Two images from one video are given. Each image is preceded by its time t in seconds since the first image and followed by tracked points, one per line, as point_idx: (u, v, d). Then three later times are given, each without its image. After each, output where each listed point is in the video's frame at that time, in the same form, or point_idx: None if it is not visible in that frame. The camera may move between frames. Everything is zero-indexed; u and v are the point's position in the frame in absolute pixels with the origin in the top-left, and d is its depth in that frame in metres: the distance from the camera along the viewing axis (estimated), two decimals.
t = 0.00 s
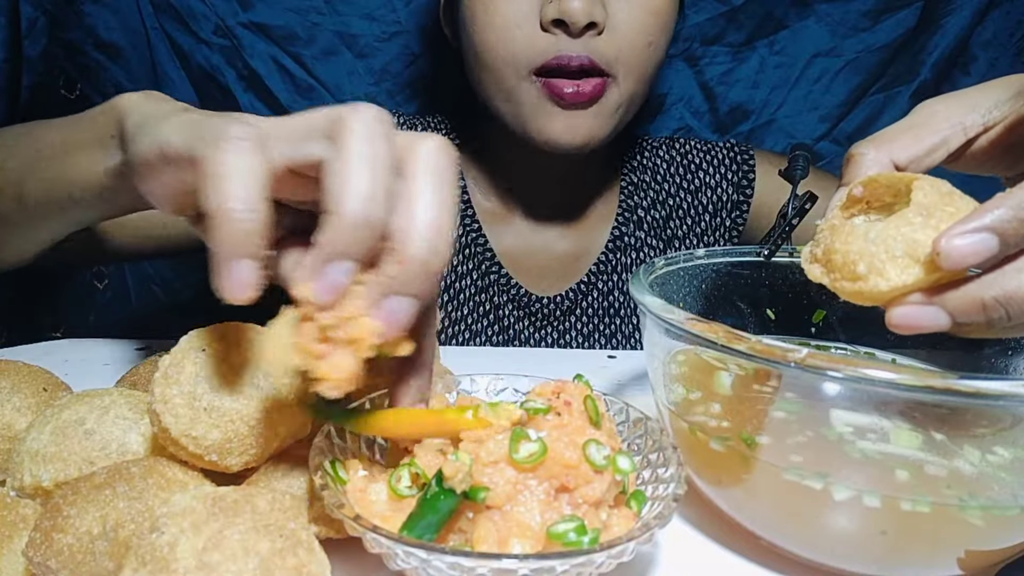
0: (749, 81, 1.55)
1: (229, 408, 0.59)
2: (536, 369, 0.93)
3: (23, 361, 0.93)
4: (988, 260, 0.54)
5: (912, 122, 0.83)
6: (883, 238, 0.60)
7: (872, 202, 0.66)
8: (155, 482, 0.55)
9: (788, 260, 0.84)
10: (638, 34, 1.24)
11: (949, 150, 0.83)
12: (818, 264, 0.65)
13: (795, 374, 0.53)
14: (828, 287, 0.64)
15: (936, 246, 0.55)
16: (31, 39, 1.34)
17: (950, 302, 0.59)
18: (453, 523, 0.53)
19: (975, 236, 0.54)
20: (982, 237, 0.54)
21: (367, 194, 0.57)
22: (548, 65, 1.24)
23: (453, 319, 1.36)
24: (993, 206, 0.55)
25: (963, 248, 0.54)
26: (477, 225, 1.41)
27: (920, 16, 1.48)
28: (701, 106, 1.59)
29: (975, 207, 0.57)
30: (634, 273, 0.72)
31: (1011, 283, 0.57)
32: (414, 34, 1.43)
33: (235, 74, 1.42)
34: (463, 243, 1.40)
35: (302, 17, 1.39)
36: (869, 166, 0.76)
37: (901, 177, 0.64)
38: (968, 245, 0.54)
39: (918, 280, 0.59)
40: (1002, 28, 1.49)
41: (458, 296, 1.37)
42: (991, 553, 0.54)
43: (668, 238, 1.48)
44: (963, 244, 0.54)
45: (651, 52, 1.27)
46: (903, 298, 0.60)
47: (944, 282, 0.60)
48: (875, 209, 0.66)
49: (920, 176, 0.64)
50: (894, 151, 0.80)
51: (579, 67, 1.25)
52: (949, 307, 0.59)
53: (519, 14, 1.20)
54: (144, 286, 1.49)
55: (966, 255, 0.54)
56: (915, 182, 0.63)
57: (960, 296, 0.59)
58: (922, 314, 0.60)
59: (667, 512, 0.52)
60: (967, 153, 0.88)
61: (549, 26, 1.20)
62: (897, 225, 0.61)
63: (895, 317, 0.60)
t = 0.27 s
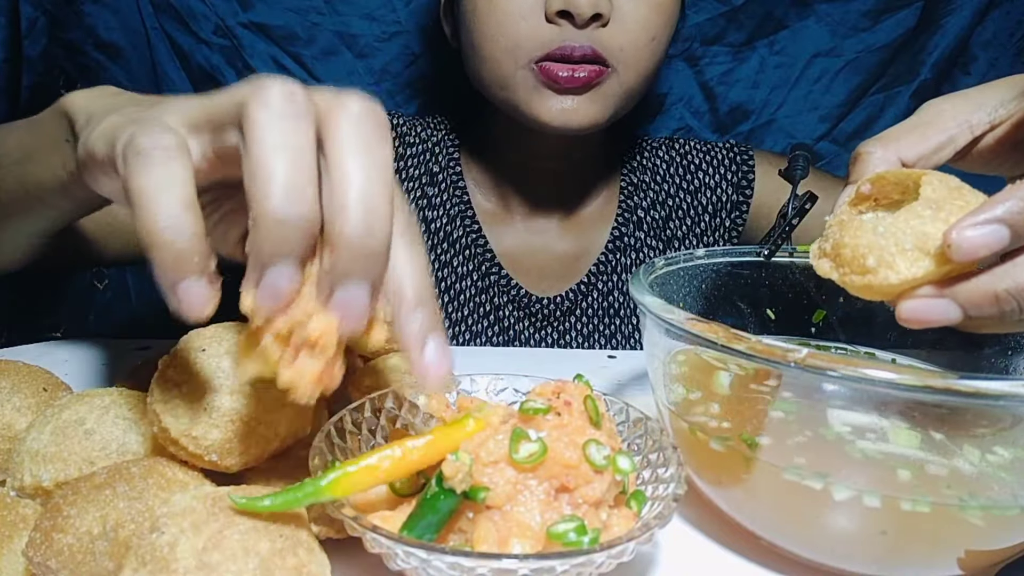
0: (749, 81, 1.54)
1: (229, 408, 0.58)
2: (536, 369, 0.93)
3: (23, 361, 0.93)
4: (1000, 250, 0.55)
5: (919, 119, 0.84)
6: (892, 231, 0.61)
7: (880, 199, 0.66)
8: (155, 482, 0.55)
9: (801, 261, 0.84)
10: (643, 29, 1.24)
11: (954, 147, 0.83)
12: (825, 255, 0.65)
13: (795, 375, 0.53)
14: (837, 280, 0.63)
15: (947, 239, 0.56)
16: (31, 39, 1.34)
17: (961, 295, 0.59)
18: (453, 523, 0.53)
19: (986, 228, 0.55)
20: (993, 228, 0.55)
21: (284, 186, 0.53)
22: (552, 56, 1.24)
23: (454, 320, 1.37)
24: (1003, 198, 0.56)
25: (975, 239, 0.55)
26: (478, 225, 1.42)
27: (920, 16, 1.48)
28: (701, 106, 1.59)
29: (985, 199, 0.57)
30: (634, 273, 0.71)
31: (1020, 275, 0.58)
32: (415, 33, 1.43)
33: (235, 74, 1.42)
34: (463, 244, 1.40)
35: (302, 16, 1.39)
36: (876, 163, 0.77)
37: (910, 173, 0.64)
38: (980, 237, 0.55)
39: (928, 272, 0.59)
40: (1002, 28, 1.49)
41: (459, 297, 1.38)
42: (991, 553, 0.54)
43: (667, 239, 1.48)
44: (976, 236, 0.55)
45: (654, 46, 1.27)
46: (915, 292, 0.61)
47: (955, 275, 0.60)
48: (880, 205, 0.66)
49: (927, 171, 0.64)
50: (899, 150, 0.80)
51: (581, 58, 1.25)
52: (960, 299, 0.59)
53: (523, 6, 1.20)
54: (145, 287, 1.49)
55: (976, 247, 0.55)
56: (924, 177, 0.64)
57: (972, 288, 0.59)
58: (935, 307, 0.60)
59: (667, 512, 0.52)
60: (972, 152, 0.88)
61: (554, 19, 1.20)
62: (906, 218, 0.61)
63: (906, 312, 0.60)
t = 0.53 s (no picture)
0: (749, 81, 1.54)
1: (229, 408, 0.58)
2: (535, 369, 0.93)
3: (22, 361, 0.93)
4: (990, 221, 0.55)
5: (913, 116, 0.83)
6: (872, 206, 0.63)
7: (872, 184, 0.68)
8: (155, 482, 0.55)
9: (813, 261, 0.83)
10: (648, 28, 1.23)
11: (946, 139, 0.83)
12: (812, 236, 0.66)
13: (795, 375, 0.54)
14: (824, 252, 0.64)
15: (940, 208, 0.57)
16: (31, 39, 1.33)
17: (945, 268, 0.59)
18: (453, 523, 0.53)
19: (980, 196, 0.55)
20: (984, 199, 0.55)
21: (310, 39, 0.65)
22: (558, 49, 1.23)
23: (455, 320, 1.36)
24: (999, 168, 0.56)
25: (963, 207, 0.55)
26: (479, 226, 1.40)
27: (920, 16, 1.48)
28: (701, 106, 1.60)
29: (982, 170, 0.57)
30: (634, 273, 0.71)
31: (1003, 246, 0.57)
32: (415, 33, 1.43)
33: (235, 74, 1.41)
34: (465, 244, 1.40)
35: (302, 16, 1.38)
36: (870, 150, 0.76)
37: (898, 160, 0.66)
38: (970, 207, 0.55)
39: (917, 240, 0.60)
40: (1002, 28, 1.50)
41: (460, 298, 1.37)
42: (991, 553, 0.54)
43: (668, 241, 1.48)
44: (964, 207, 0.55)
45: (661, 42, 1.27)
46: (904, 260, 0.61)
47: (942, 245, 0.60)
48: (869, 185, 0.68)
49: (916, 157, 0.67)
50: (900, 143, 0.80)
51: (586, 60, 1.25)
52: (943, 271, 0.59)
53: (528, 5, 1.20)
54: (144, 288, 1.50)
55: (968, 215, 0.55)
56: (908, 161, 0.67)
57: (956, 260, 0.59)
58: (919, 279, 0.60)
59: (667, 512, 0.52)
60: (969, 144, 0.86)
61: (560, 15, 1.20)
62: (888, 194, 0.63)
63: (891, 283, 0.60)
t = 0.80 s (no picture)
0: (749, 81, 1.54)
1: (229, 408, 0.58)
2: (535, 369, 0.93)
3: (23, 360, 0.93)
4: (931, 230, 0.57)
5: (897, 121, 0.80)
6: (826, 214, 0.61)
7: (829, 186, 0.67)
8: (155, 482, 0.55)
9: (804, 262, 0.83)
10: (650, 30, 1.24)
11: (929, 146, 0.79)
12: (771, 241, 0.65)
13: (795, 375, 0.54)
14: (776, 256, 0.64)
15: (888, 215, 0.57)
16: (31, 39, 1.31)
17: (889, 269, 0.58)
18: (453, 523, 0.53)
19: (923, 206, 0.56)
20: (927, 207, 0.56)
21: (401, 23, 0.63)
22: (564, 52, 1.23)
23: (455, 319, 1.36)
24: (942, 178, 0.57)
25: (905, 214, 0.56)
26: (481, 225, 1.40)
27: (920, 16, 1.48)
28: (701, 106, 1.59)
29: (927, 181, 0.59)
30: (634, 273, 0.72)
31: (944, 250, 0.58)
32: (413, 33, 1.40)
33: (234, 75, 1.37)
34: (466, 245, 1.39)
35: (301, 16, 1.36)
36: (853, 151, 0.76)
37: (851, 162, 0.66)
38: (915, 214, 0.56)
39: (863, 250, 0.60)
40: (1002, 28, 1.50)
41: (460, 297, 1.37)
42: (991, 553, 0.54)
43: (668, 241, 1.49)
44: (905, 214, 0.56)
45: (664, 43, 1.27)
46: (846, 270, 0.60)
47: (889, 251, 0.59)
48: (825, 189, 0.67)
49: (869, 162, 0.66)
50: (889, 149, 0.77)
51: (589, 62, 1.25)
52: (888, 274, 0.58)
53: (532, 8, 1.21)
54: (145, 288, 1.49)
55: (916, 223, 0.56)
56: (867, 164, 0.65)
57: (898, 263, 0.58)
58: (865, 285, 0.58)
59: (667, 512, 0.52)
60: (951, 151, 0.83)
61: (564, 18, 1.20)
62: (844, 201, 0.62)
63: (836, 290, 0.59)
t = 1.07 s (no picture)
0: (748, 81, 1.53)
1: (229, 408, 0.58)
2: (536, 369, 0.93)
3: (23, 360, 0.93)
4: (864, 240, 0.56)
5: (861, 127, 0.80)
6: (758, 226, 0.62)
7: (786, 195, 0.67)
8: (155, 482, 0.55)
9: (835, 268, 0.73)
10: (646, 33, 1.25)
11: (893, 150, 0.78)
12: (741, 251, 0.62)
13: (795, 375, 0.54)
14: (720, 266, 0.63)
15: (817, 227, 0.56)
16: (31, 39, 1.30)
17: (842, 273, 0.57)
18: (453, 522, 0.53)
19: (851, 217, 0.55)
20: (858, 218, 0.55)
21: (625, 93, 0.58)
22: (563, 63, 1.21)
23: (459, 319, 1.39)
24: (871, 189, 0.56)
25: (839, 225, 0.55)
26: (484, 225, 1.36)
27: (919, 16, 1.50)
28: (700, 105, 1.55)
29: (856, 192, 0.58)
30: (634, 272, 0.72)
31: (895, 257, 0.56)
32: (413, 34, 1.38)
33: (235, 74, 1.36)
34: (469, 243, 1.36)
35: (302, 16, 1.35)
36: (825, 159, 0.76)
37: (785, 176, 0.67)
38: (844, 226, 0.55)
39: (795, 262, 0.59)
40: (1002, 28, 1.52)
41: (463, 296, 1.39)
42: (990, 553, 0.55)
43: (666, 240, 1.44)
44: (840, 224, 0.55)
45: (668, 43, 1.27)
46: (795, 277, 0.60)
47: (819, 262, 0.59)
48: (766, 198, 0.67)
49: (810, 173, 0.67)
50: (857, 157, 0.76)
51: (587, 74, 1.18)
52: (841, 279, 0.57)
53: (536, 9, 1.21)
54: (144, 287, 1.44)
55: (841, 237, 0.55)
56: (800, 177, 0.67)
57: (850, 267, 0.57)
58: (820, 288, 0.57)
59: (667, 512, 0.52)
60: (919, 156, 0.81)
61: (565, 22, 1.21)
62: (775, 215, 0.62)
63: (794, 291, 0.57)
